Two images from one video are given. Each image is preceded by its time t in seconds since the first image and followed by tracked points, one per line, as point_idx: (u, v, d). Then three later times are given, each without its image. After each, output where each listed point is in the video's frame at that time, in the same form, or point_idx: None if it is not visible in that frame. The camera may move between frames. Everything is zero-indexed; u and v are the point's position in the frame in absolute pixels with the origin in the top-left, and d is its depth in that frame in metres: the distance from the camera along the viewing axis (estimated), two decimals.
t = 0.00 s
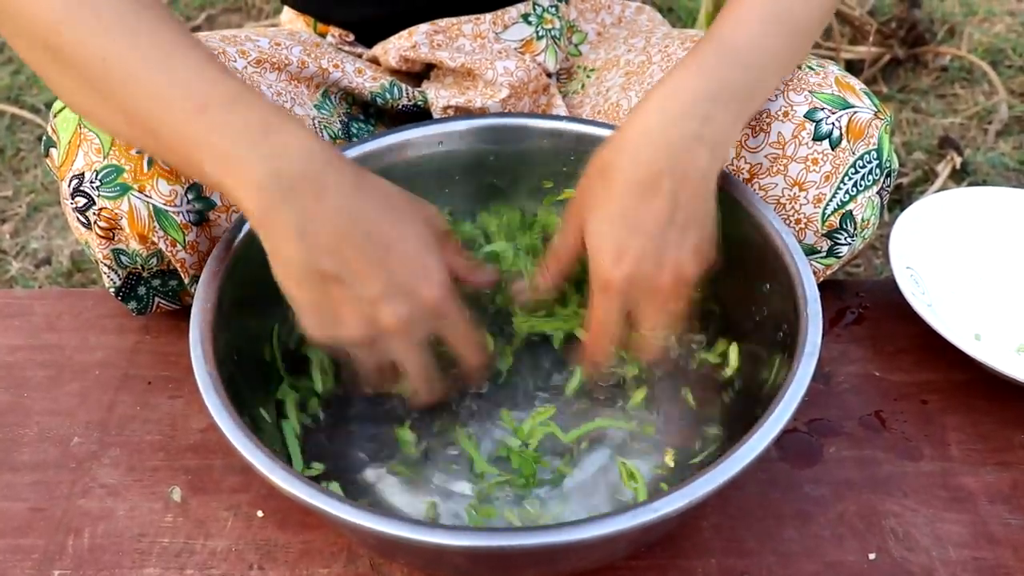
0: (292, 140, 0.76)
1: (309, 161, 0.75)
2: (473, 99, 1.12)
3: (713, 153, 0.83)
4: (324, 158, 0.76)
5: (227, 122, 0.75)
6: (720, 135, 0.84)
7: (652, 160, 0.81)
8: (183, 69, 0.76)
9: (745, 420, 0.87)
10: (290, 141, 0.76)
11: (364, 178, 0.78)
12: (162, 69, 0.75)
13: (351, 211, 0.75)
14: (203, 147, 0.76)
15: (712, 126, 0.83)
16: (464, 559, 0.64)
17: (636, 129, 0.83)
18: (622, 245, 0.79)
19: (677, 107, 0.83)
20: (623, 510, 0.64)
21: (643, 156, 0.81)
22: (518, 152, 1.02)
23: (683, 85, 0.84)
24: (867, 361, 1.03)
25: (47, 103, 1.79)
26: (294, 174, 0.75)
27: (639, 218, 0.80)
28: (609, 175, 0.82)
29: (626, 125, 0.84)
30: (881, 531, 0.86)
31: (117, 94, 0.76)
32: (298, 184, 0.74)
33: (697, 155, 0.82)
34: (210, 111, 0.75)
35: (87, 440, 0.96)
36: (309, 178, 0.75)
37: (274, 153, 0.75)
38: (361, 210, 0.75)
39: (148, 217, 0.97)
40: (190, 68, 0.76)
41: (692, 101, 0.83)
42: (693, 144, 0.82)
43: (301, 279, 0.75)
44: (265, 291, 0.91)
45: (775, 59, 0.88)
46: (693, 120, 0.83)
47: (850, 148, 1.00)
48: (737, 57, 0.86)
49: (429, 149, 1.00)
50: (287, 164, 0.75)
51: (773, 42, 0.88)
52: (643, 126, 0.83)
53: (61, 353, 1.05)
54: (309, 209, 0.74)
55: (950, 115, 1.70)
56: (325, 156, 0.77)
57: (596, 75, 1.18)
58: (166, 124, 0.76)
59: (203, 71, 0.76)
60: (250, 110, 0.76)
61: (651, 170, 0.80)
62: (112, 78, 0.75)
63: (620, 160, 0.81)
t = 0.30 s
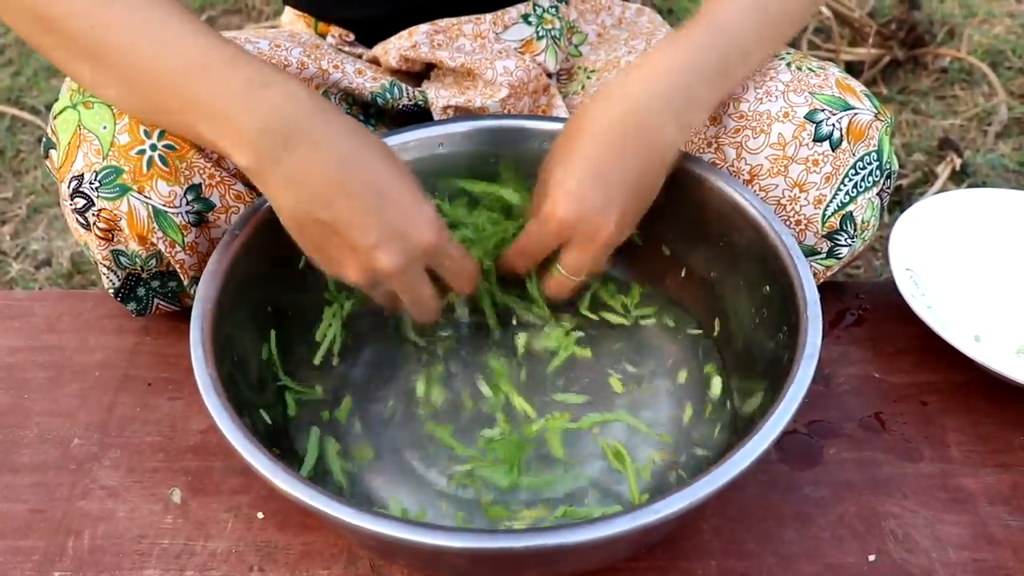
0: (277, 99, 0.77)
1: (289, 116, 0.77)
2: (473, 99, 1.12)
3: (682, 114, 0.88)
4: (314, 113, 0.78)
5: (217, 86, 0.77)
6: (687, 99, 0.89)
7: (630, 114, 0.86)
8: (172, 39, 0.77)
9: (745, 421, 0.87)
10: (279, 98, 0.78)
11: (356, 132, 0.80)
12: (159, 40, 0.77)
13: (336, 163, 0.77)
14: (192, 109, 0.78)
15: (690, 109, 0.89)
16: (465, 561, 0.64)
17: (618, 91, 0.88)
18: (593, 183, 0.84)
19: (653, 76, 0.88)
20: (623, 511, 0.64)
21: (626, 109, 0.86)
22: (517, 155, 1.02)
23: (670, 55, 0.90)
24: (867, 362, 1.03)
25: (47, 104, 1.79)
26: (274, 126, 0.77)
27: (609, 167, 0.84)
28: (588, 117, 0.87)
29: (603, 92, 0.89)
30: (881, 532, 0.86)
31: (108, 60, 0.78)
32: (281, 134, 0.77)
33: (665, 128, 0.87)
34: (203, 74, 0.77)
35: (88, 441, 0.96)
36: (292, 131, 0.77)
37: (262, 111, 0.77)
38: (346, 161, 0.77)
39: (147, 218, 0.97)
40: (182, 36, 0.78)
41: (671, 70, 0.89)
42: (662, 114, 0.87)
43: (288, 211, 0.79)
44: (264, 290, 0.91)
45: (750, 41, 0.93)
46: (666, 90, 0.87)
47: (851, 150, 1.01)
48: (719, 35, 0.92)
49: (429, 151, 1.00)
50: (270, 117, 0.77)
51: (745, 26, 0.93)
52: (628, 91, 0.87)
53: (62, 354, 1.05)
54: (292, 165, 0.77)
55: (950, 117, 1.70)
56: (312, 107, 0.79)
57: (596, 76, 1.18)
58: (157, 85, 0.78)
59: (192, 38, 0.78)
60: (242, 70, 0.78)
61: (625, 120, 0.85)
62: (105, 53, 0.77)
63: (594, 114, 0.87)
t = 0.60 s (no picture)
0: (286, 160, 0.72)
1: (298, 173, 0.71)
2: (472, 102, 1.12)
3: (735, 163, 0.78)
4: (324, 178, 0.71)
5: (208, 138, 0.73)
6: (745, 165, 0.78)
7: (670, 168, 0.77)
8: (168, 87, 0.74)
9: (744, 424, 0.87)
10: (282, 156, 0.72)
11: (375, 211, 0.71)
12: (158, 93, 0.74)
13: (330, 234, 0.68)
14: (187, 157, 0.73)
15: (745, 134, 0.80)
16: (466, 564, 0.64)
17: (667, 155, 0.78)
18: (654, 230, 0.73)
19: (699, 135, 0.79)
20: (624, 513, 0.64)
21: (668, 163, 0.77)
22: (516, 156, 1.02)
23: (701, 111, 0.81)
24: (866, 364, 1.03)
25: (48, 106, 1.79)
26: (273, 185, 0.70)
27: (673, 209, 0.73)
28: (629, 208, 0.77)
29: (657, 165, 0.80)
30: (881, 533, 0.86)
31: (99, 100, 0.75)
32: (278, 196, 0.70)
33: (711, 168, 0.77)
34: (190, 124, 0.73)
35: (88, 443, 0.96)
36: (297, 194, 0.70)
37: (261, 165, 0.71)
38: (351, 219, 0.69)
39: (148, 223, 0.98)
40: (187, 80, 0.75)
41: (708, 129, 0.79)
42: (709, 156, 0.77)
43: (288, 314, 0.67)
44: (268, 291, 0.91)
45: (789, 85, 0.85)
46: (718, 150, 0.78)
47: (850, 152, 1.01)
48: (749, 80, 0.83)
49: (428, 152, 1.00)
50: (271, 178, 0.71)
51: (786, 68, 0.85)
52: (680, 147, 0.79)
53: (62, 355, 1.06)
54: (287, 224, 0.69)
55: (950, 118, 1.70)
56: (324, 173, 0.72)
57: (596, 79, 1.18)
58: (144, 130, 0.74)
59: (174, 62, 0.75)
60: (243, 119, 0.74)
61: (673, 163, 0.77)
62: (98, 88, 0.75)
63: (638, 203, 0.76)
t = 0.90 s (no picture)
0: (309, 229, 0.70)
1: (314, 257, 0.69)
2: (473, 106, 1.12)
3: (732, 273, 0.77)
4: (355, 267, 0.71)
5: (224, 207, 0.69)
6: (743, 245, 0.78)
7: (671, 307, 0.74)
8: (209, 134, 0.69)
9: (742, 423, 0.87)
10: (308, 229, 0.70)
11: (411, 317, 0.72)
12: (153, 103, 0.68)
13: (363, 338, 0.69)
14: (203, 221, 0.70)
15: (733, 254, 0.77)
16: (467, 569, 0.65)
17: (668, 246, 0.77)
18: (657, 379, 0.71)
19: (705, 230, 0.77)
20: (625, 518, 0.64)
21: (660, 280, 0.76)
22: (515, 160, 1.02)
23: (702, 186, 0.79)
24: (866, 366, 1.04)
25: (48, 109, 1.79)
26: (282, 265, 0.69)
27: (673, 352, 0.72)
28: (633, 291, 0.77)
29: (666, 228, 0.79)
30: (881, 536, 0.87)
31: (103, 138, 0.71)
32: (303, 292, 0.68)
33: (721, 283, 0.76)
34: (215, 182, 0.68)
35: (89, 445, 0.96)
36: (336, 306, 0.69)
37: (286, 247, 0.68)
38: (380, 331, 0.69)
39: (149, 227, 0.98)
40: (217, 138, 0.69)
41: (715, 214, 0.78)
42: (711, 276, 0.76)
43: (337, 393, 0.68)
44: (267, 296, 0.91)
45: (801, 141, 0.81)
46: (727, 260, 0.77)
47: (849, 156, 1.01)
48: (752, 148, 0.79)
49: (428, 156, 1.00)
50: (305, 261, 0.68)
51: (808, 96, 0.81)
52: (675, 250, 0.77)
53: (63, 358, 1.06)
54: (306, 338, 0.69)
55: (949, 120, 1.70)
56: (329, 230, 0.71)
57: (596, 82, 1.19)
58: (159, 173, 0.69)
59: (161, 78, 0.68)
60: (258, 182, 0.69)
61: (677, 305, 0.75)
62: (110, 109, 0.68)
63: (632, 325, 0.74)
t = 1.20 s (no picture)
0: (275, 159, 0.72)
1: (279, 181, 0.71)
2: (472, 109, 1.13)
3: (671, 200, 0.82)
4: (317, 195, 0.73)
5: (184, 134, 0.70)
6: (682, 177, 0.83)
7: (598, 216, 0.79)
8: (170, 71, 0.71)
9: (744, 425, 0.88)
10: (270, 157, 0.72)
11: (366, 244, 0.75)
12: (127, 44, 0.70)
13: (320, 253, 0.71)
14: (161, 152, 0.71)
15: (666, 174, 0.81)
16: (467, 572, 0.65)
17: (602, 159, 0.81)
18: (581, 283, 0.77)
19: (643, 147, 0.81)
20: (625, 520, 0.64)
21: (593, 193, 0.80)
22: (513, 164, 1.03)
23: (651, 120, 0.82)
24: (864, 370, 1.04)
25: (49, 112, 1.79)
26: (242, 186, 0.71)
27: (599, 258, 0.78)
28: (565, 200, 0.81)
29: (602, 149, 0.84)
30: (880, 539, 0.87)
31: (56, 78, 0.72)
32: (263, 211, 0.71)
33: (656, 202, 0.81)
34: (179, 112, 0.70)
35: (89, 448, 0.96)
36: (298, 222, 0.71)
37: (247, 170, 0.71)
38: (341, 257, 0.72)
39: (149, 230, 0.98)
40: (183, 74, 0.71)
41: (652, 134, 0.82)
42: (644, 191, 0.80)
43: (284, 318, 0.71)
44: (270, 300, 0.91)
45: (754, 89, 0.85)
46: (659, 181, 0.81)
47: (849, 159, 1.01)
48: (707, 92, 0.83)
49: (427, 160, 1.00)
50: (271, 193, 0.71)
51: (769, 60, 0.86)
52: (608, 160, 0.81)
53: (64, 361, 1.06)
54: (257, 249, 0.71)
55: (948, 124, 1.71)
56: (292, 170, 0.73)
57: (596, 84, 1.19)
58: (113, 111, 0.70)
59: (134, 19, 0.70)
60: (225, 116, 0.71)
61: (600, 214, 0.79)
62: (59, 47, 0.70)
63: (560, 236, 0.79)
